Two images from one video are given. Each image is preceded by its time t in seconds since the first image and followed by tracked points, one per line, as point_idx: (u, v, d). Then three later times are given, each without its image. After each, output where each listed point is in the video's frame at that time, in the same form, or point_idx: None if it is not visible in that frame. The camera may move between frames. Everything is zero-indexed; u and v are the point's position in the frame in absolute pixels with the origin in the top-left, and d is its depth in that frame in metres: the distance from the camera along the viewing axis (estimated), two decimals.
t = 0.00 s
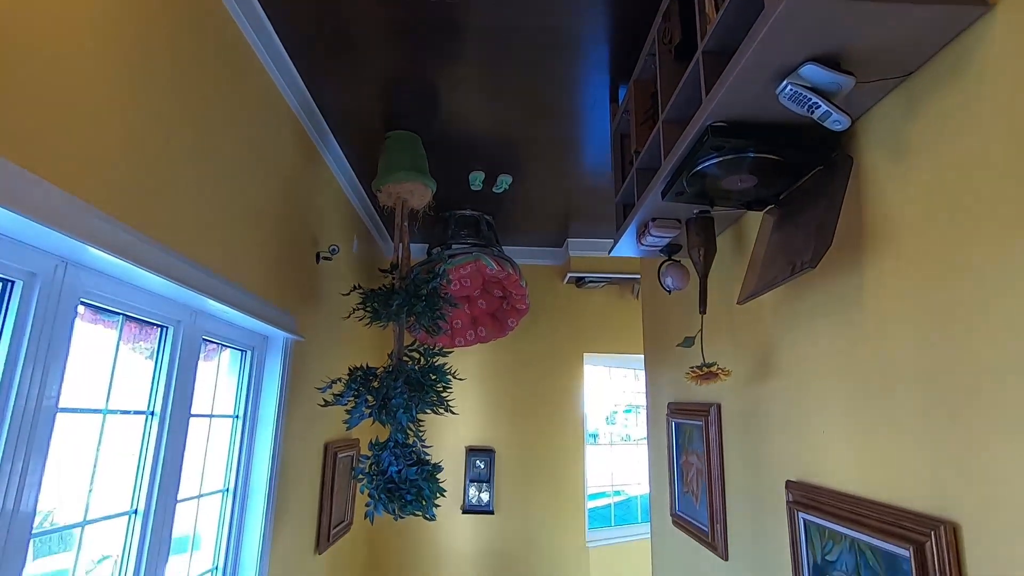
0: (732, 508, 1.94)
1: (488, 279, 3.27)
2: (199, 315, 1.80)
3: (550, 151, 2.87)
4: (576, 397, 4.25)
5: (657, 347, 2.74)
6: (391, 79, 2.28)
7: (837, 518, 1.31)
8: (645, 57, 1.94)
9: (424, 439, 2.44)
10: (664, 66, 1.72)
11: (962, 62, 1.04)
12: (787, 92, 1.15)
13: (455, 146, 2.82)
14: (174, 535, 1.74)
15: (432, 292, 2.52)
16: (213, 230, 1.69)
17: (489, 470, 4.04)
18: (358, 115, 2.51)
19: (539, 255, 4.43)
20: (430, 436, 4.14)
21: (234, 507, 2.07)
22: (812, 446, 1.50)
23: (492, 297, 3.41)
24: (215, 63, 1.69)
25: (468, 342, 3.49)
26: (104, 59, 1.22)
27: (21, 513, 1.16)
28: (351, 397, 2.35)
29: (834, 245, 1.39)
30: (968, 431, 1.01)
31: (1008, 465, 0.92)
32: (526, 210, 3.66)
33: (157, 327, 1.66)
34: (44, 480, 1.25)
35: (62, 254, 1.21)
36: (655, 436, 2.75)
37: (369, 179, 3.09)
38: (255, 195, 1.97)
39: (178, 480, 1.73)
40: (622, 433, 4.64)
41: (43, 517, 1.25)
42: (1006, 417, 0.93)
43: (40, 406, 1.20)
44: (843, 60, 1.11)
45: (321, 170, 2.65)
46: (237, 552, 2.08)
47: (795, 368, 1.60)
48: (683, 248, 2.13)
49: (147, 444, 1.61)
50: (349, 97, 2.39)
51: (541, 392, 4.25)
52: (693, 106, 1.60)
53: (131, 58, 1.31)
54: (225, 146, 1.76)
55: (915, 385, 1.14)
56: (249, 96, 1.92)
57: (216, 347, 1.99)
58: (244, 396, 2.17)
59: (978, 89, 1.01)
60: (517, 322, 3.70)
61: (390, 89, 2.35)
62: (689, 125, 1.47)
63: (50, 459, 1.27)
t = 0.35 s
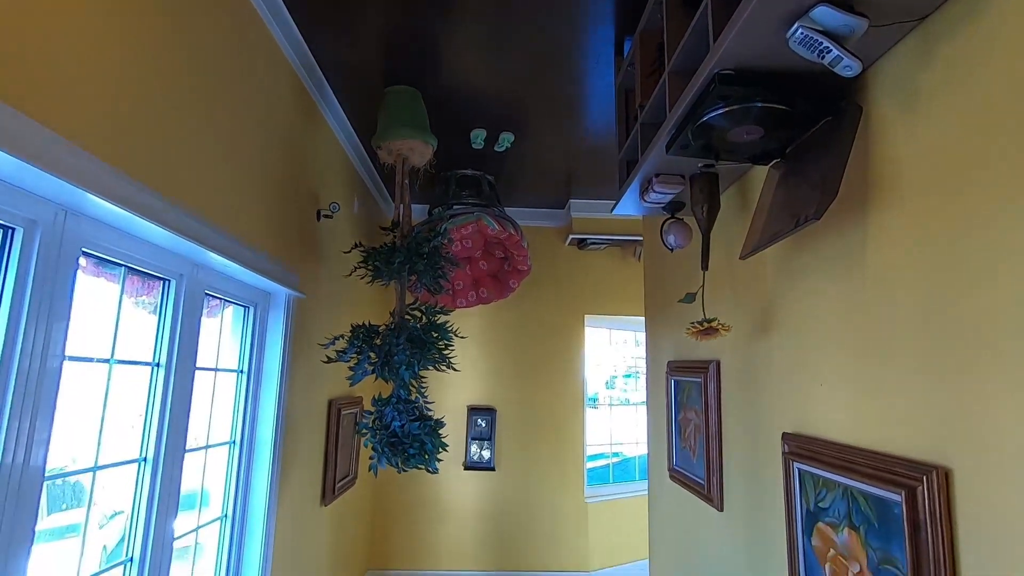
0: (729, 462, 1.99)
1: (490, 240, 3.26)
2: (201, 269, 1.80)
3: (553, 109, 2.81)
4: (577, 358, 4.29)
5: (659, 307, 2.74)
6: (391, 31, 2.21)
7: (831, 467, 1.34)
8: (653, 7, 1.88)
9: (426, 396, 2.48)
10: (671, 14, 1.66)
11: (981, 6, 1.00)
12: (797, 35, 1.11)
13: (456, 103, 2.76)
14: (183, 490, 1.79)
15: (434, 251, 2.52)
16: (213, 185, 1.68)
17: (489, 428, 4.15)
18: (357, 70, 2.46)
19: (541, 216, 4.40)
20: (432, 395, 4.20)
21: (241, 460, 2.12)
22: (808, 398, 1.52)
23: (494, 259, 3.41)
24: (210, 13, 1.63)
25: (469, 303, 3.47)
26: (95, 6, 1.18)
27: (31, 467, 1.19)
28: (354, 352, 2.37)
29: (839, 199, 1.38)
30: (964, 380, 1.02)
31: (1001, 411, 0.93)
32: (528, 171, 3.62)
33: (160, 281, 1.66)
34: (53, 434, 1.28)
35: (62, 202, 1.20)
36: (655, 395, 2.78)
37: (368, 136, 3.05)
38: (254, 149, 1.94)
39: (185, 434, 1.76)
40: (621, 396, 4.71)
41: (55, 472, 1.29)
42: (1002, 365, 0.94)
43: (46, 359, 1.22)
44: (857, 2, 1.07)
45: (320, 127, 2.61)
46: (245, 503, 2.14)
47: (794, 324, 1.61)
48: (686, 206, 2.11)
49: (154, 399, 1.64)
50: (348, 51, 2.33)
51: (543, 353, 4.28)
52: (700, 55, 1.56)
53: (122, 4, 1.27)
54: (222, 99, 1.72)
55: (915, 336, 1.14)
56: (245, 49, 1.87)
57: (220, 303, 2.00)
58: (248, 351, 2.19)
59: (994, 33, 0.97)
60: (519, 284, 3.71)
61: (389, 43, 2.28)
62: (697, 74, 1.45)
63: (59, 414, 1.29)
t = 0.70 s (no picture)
0: (726, 433, 2.01)
1: (491, 215, 3.24)
2: (202, 237, 1.79)
3: (555, 82, 2.78)
4: (577, 335, 4.30)
5: (659, 282, 2.74)
6: None
7: (829, 434, 1.35)
8: None
9: (427, 368, 2.49)
10: None
11: None
12: None
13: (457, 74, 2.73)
14: (186, 466, 1.81)
15: (435, 224, 2.50)
16: (213, 152, 1.67)
17: (490, 405, 4.17)
18: (357, 39, 2.42)
19: (542, 193, 4.39)
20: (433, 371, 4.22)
21: (243, 430, 2.14)
22: (807, 368, 1.53)
23: (495, 235, 3.39)
24: None
25: (469, 281, 3.41)
26: None
27: (34, 440, 1.20)
28: (355, 325, 2.38)
29: (843, 167, 1.38)
30: (964, 344, 1.02)
31: (999, 374, 0.94)
32: (530, 146, 3.59)
33: (160, 249, 1.66)
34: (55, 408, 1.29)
35: (60, 162, 1.19)
36: (654, 370, 2.80)
37: (369, 109, 3.02)
38: (254, 117, 1.93)
39: (187, 402, 1.78)
40: (619, 378, 4.73)
41: (58, 447, 1.30)
42: (1003, 326, 0.94)
43: (47, 328, 1.22)
44: None
45: (320, 97, 2.58)
46: (248, 473, 2.17)
47: (794, 295, 1.61)
48: (689, 179, 2.10)
49: (156, 369, 1.65)
50: (347, 19, 2.29)
51: (543, 331, 4.30)
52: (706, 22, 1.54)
53: None
54: (220, 65, 1.70)
55: (916, 302, 1.15)
56: (243, 14, 1.84)
57: (220, 273, 2.00)
58: (249, 322, 2.20)
59: None
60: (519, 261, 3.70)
61: (390, 11, 2.25)
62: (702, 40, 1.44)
63: (60, 387, 1.30)
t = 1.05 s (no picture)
0: (733, 404, 2.02)
1: (499, 190, 3.22)
2: (212, 203, 1.80)
3: (565, 53, 2.74)
4: (584, 311, 4.30)
5: (668, 256, 2.74)
6: None
7: (836, 401, 1.35)
8: None
9: (434, 340, 2.50)
10: None
11: None
12: None
13: (466, 44, 2.70)
14: (198, 440, 1.84)
15: (443, 195, 2.50)
16: (221, 119, 1.66)
17: (496, 379, 4.21)
18: (365, 7, 2.39)
19: (551, 169, 4.36)
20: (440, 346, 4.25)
21: (254, 399, 2.17)
22: (815, 337, 1.53)
23: (502, 210, 3.38)
24: None
25: (477, 256, 3.48)
26: None
27: (50, 411, 1.23)
28: (363, 295, 2.40)
29: (858, 133, 1.36)
30: (974, 308, 1.02)
31: (1008, 336, 0.94)
32: (538, 120, 3.56)
33: (171, 215, 1.66)
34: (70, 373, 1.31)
35: (71, 121, 1.19)
36: (661, 344, 2.80)
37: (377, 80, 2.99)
38: (262, 85, 1.92)
39: (200, 367, 1.80)
40: (625, 358, 4.74)
41: (71, 421, 1.33)
42: (1016, 287, 0.93)
43: (61, 295, 1.23)
44: None
45: (328, 68, 2.56)
46: (259, 441, 2.21)
47: (804, 265, 1.60)
48: (700, 150, 2.07)
49: (168, 334, 1.67)
50: None
51: (550, 307, 4.30)
52: None
53: None
54: (228, 30, 1.69)
55: (927, 267, 1.14)
56: None
57: (230, 242, 2.01)
58: (259, 291, 2.21)
59: None
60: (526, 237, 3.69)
61: None
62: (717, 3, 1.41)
63: (74, 359, 1.32)
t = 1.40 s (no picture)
0: (736, 367, 2.03)
1: (504, 155, 3.19)
2: (215, 162, 1.79)
3: (573, 14, 2.67)
4: (588, 281, 4.30)
5: (673, 223, 2.72)
6: None
7: (841, 359, 1.36)
8: None
9: (439, 305, 2.51)
10: None
11: None
12: None
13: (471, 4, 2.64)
14: (206, 408, 1.87)
15: (448, 159, 2.47)
16: (224, 75, 1.64)
17: (500, 347, 4.24)
18: None
19: (557, 136, 4.30)
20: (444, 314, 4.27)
21: (261, 360, 2.20)
22: (820, 298, 1.53)
23: (507, 177, 3.35)
24: None
25: (480, 223, 3.47)
26: None
27: (61, 375, 1.24)
28: (368, 260, 2.40)
29: (872, 89, 1.33)
30: (982, 262, 1.01)
31: (1016, 288, 0.93)
32: (544, 85, 3.50)
33: (175, 173, 1.66)
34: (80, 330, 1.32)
35: (72, 70, 1.18)
36: (666, 311, 2.80)
37: (380, 42, 2.94)
38: (264, 42, 1.88)
39: (207, 326, 1.81)
40: (629, 332, 4.75)
41: (82, 390, 1.34)
42: None
43: (69, 250, 1.24)
44: None
45: (331, 27, 2.51)
46: (266, 402, 2.24)
47: (811, 227, 1.59)
48: (709, 111, 2.04)
49: (175, 292, 1.67)
50: None
51: (554, 276, 4.30)
52: None
53: None
54: None
55: (936, 223, 1.13)
56: None
57: (234, 203, 2.00)
58: (264, 253, 2.22)
59: None
60: (531, 204, 3.66)
61: None
62: None
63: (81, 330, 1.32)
